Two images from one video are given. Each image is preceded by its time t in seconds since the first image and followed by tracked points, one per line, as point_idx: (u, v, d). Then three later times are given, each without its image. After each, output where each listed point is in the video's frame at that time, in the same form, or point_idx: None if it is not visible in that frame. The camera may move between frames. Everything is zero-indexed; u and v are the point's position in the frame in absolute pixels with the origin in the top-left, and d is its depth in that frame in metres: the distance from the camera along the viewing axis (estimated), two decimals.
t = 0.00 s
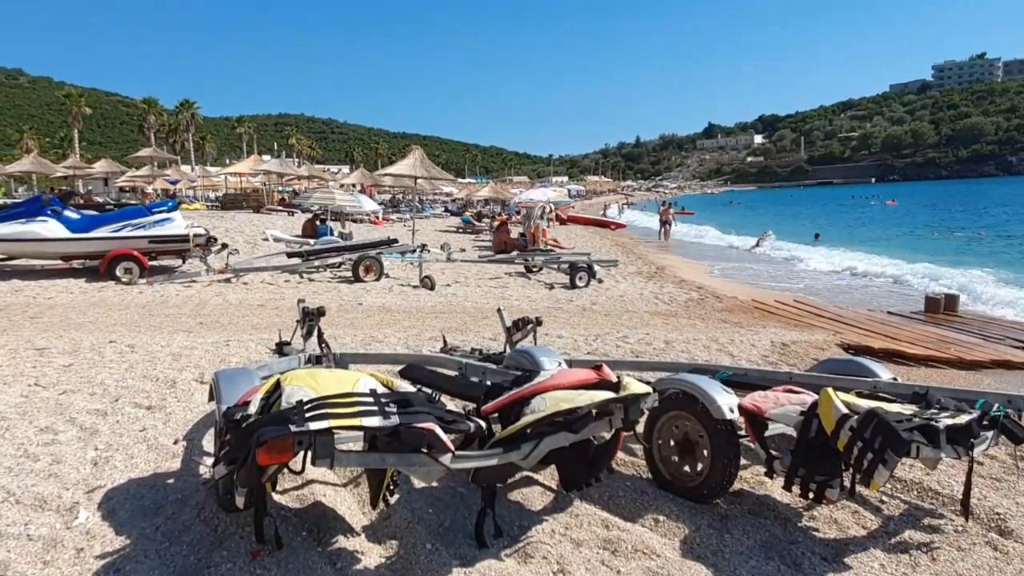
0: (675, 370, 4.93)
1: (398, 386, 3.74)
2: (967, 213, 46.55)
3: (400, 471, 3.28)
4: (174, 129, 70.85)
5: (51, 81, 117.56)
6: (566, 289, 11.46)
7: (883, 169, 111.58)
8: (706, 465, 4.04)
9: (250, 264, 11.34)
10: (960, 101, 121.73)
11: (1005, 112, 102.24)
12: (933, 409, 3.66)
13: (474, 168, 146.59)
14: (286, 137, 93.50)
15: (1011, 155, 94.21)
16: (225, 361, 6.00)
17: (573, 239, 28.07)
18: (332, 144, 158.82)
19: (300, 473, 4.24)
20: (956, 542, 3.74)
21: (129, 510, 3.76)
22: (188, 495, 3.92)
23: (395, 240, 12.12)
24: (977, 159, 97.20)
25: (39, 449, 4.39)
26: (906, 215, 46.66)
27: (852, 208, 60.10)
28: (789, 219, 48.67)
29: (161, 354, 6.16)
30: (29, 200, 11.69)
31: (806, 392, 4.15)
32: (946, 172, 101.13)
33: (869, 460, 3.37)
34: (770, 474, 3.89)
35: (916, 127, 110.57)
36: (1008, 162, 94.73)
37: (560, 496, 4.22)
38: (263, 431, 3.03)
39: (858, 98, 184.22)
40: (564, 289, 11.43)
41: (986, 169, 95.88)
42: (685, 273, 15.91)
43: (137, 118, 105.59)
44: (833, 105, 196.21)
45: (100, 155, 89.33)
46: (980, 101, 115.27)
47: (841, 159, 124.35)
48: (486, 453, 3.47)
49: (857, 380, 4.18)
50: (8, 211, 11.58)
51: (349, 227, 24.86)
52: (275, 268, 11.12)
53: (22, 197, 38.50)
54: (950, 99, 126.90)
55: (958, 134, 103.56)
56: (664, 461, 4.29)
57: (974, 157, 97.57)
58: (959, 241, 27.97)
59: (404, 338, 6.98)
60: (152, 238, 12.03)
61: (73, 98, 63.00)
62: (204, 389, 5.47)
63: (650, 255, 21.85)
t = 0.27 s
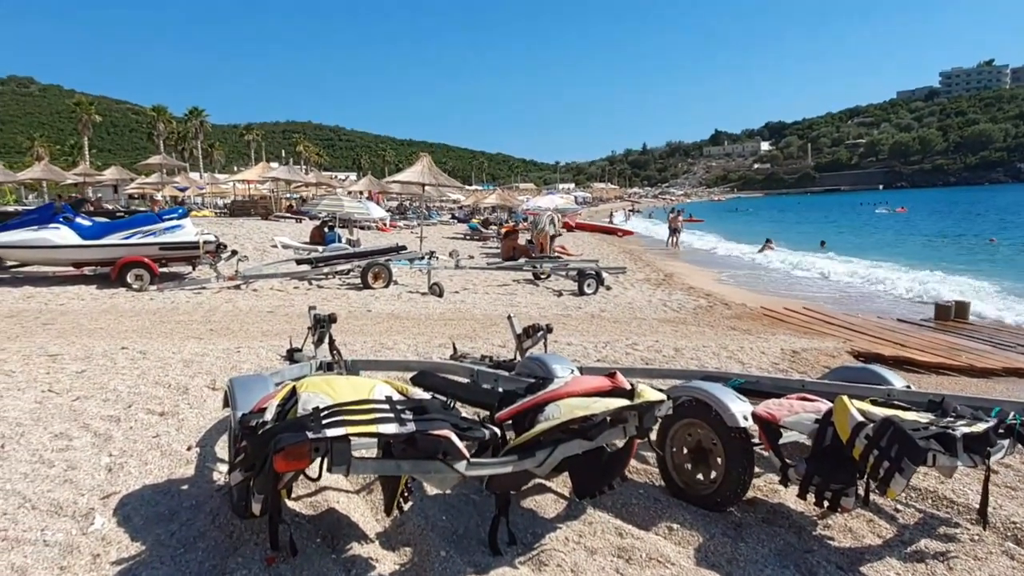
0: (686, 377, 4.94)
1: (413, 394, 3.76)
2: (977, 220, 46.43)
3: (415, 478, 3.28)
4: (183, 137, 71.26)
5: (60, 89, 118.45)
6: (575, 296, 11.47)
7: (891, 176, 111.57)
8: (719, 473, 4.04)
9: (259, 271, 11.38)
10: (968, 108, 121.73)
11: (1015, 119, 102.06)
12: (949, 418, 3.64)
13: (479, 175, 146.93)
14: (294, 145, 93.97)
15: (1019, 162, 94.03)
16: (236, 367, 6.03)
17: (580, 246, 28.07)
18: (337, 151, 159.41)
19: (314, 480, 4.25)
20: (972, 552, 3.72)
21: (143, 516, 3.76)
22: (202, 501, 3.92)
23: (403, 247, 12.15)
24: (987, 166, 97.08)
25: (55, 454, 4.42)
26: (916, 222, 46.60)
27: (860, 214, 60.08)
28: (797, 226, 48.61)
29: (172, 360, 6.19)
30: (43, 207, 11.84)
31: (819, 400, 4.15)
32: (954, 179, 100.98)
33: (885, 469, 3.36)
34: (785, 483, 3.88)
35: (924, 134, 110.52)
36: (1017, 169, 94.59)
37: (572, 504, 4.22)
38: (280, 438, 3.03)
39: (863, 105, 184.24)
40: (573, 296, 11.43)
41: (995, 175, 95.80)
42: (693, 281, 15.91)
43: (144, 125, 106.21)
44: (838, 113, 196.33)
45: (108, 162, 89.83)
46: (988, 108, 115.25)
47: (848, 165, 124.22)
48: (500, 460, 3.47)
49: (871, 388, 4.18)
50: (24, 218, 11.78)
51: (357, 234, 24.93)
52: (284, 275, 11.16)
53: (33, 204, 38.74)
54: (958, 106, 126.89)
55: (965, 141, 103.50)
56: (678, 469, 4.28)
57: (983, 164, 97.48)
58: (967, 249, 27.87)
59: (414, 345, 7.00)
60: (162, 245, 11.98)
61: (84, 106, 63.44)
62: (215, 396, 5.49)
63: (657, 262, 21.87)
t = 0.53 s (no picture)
0: (704, 383, 4.92)
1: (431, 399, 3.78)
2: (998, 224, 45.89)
3: (433, 483, 3.28)
4: (200, 143, 72.09)
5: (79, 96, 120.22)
6: (590, 301, 11.45)
7: (909, 179, 110.71)
8: (738, 479, 4.01)
9: (276, 276, 11.47)
10: (986, 110, 120.54)
11: None
12: (973, 424, 3.59)
13: (492, 179, 147.51)
14: (309, 151, 94.80)
15: None
16: (254, 372, 6.08)
17: (593, 250, 28.04)
18: (350, 156, 160.44)
19: (332, 484, 4.27)
20: (997, 560, 3.67)
21: (165, 519, 3.80)
22: (222, 505, 3.95)
23: (419, 251, 12.20)
24: (1007, 169, 96.05)
25: (77, 457, 4.48)
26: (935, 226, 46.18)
27: (878, 218, 59.63)
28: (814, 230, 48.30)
29: (191, 364, 6.25)
30: (63, 213, 11.97)
31: (839, 406, 4.11)
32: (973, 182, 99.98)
33: (907, 476, 3.32)
34: (804, 489, 3.85)
35: (941, 137, 109.57)
36: None
37: (590, 510, 4.21)
38: (301, 442, 3.05)
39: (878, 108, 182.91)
40: (588, 301, 11.42)
41: (1015, 178, 94.74)
42: (707, 285, 15.86)
43: (161, 131, 107.51)
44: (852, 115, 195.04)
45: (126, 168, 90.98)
46: (1007, 110, 114.04)
47: (863, 169, 123.32)
48: (519, 465, 3.47)
49: (892, 394, 4.14)
50: (45, 223, 11.94)
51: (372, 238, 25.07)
52: (301, 280, 11.25)
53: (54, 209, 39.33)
54: (977, 108, 125.64)
55: (984, 144, 102.45)
56: (696, 475, 4.26)
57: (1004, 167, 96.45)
58: (985, 252, 27.59)
59: (430, 349, 7.02)
60: (180, 250, 12.14)
61: (104, 113, 64.37)
62: (234, 400, 5.54)
63: (671, 266, 21.83)
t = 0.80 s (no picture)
0: (731, 390, 4.87)
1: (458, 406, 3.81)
2: None
3: (461, 490, 3.31)
4: (228, 151, 73.49)
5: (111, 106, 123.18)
6: (614, 307, 11.42)
7: (939, 183, 108.85)
8: (767, 488, 3.97)
9: (303, 282, 11.62)
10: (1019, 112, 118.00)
11: None
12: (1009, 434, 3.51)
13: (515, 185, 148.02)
14: (335, 158, 96.13)
15: None
16: (282, 378, 6.16)
17: (617, 256, 27.97)
18: (373, 162, 161.92)
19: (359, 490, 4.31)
20: None
21: (195, 524, 3.87)
22: (251, 510, 4.02)
23: (443, 258, 12.27)
24: None
25: (111, 461, 4.59)
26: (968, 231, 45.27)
27: (909, 223, 58.64)
28: (841, 235, 47.63)
29: (221, 370, 6.35)
30: (99, 222, 12.41)
31: (871, 414, 4.05)
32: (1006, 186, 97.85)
33: (942, 486, 3.25)
34: (835, 499, 3.79)
35: (972, 140, 107.53)
36: None
37: (617, 518, 4.19)
38: (330, 449, 3.09)
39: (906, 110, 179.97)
40: (612, 307, 11.39)
41: None
42: (732, 291, 15.74)
43: (190, 140, 109.68)
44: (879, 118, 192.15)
45: (156, 176, 92.94)
46: None
47: (891, 173, 121.42)
48: (546, 473, 3.47)
49: (924, 403, 4.07)
50: (83, 232, 12.44)
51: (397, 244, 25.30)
52: (327, 286, 11.38)
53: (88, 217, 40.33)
54: (1009, 109, 123.06)
55: (1017, 146, 100.25)
56: (724, 483, 4.22)
57: None
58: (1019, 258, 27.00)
59: (455, 356, 7.05)
60: (209, 258, 12.30)
61: (135, 122, 65.84)
62: (262, 406, 5.62)
63: (696, 272, 21.70)
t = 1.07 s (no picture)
0: (769, 403, 4.78)
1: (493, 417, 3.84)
2: None
3: (496, 503, 3.31)
4: (268, 162, 75.35)
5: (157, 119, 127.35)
6: (649, 317, 11.31)
7: (987, 190, 105.52)
8: (807, 504, 3.88)
9: (340, 292, 11.81)
10: None
11: None
12: None
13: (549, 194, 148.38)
14: (371, 169, 97.77)
15: None
16: (320, 387, 6.26)
17: (653, 266, 27.75)
18: (407, 172, 163.82)
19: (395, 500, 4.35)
20: None
21: (235, 531, 3.96)
22: (289, 518, 4.10)
23: (478, 267, 12.34)
24: None
25: (154, 467, 4.74)
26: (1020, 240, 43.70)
27: (957, 232, 56.88)
28: (885, 244, 46.42)
29: (260, 379, 6.49)
30: (144, 232, 12.77)
31: (915, 429, 3.93)
32: None
33: (991, 505, 3.14)
34: (879, 516, 3.68)
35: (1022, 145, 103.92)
36: None
37: (652, 532, 4.15)
38: (366, 460, 3.13)
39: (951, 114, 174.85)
40: (647, 317, 11.29)
41: None
42: (770, 300, 15.47)
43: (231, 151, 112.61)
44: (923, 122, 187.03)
45: (199, 187, 95.62)
46: None
47: (935, 179, 118.04)
48: (581, 486, 3.45)
49: (973, 418, 3.94)
50: (129, 242, 12.80)
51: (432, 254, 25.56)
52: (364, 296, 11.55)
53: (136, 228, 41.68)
54: None
55: None
56: (762, 498, 4.14)
57: None
58: None
59: (490, 366, 7.08)
60: (250, 267, 12.65)
61: (180, 135, 67.89)
62: (300, 414, 5.73)
63: (733, 281, 21.40)
